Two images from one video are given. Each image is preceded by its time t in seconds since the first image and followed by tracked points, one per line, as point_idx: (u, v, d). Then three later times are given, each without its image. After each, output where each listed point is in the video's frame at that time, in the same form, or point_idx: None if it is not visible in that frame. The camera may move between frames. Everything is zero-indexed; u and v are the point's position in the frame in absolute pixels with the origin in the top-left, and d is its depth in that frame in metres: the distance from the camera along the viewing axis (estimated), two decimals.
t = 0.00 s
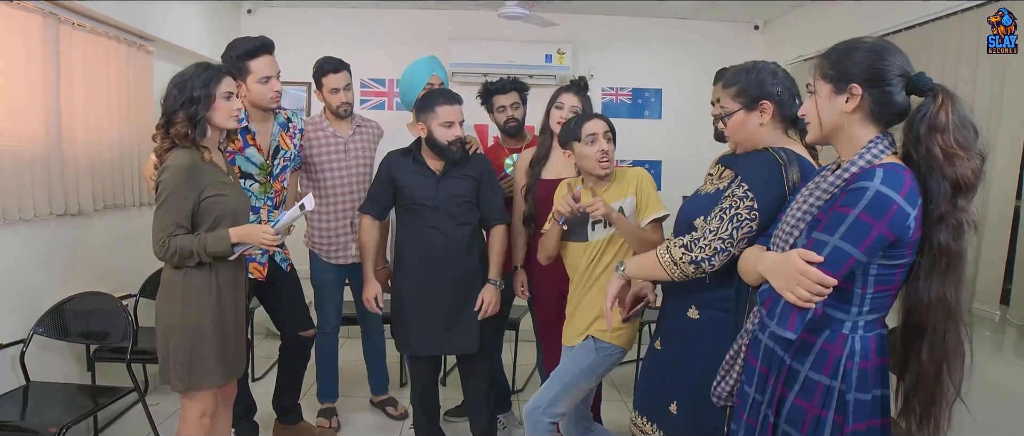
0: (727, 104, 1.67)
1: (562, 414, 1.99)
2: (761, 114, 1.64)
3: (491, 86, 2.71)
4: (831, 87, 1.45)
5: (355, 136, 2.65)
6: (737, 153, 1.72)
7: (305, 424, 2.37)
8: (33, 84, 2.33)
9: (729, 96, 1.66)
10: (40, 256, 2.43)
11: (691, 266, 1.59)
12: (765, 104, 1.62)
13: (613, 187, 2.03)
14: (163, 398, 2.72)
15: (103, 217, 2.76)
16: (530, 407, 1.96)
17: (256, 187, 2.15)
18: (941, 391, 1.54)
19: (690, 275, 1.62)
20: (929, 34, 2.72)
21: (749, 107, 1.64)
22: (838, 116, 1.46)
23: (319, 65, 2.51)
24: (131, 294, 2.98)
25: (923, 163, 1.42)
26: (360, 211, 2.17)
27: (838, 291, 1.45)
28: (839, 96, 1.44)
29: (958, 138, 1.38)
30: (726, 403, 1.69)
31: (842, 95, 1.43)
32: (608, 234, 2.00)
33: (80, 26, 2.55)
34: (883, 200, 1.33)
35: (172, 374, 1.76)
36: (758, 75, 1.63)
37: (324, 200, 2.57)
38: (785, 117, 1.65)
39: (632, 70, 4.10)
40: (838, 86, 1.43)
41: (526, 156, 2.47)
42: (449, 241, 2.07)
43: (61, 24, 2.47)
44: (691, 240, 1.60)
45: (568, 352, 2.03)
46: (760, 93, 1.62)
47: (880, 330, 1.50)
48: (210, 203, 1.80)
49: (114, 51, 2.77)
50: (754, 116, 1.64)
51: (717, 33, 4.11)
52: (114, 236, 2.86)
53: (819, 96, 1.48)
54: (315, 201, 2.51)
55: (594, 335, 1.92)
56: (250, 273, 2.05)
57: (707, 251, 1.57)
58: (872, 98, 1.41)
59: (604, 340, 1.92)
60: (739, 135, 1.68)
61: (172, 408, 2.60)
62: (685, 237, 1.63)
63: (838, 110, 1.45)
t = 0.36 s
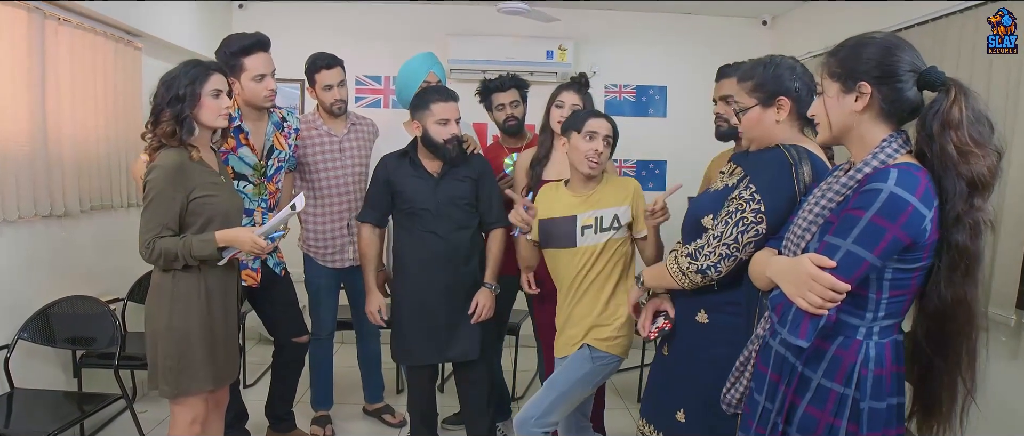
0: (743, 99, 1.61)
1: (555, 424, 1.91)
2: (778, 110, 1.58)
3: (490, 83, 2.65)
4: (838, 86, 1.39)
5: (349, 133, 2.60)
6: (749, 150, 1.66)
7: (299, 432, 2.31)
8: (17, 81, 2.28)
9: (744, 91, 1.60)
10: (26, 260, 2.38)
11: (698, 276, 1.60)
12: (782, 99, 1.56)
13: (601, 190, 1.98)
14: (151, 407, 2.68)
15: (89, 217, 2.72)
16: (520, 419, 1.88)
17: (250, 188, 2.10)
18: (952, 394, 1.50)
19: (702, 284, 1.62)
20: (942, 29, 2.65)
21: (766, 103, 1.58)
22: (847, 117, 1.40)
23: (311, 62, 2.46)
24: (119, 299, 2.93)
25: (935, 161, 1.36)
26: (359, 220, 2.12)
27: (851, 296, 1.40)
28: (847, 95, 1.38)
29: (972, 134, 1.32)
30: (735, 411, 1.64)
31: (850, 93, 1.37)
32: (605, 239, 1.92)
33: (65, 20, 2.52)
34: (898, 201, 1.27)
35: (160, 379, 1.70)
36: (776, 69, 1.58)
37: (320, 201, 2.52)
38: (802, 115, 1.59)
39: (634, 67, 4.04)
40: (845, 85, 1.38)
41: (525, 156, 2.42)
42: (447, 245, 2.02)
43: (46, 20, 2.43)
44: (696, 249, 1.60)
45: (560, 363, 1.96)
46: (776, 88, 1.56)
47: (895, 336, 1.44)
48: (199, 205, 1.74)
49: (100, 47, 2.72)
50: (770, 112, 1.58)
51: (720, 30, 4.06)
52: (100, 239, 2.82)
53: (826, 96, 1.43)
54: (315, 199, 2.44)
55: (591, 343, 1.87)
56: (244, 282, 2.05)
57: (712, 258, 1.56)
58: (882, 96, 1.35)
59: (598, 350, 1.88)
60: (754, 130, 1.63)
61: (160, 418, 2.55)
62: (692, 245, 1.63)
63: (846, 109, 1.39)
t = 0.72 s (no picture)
0: (757, 97, 1.56)
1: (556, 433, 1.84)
2: (793, 110, 1.53)
3: (488, 81, 2.61)
4: (854, 84, 1.34)
5: (343, 133, 2.53)
6: (763, 151, 1.60)
7: None
8: None
9: (760, 88, 1.55)
10: (12, 261, 2.33)
11: (712, 283, 1.57)
12: (798, 98, 1.51)
13: (597, 189, 1.92)
14: (139, 415, 2.63)
15: (76, 219, 2.67)
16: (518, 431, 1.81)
17: (243, 188, 2.04)
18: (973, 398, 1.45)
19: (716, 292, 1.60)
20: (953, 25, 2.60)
21: (781, 102, 1.52)
22: (865, 116, 1.34)
23: (304, 61, 2.40)
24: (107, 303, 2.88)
25: (954, 158, 1.31)
26: (358, 223, 2.06)
27: (865, 300, 1.34)
28: (864, 94, 1.33)
29: (995, 130, 1.28)
30: (744, 420, 1.58)
31: (867, 92, 1.32)
32: (603, 239, 1.86)
33: (51, 16, 2.48)
34: (915, 201, 1.22)
35: (149, 385, 1.64)
36: (794, 67, 1.53)
37: (315, 203, 2.46)
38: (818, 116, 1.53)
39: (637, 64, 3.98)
40: (862, 83, 1.32)
41: (525, 156, 2.36)
42: (446, 248, 1.96)
43: (31, 17, 2.38)
44: (707, 255, 1.57)
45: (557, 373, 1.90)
46: (792, 87, 1.51)
47: (912, 343, 1.38)
48: (189, 206, 1.68)
49: (87, 43, 2.67)
50: (785, 112, 1.53)
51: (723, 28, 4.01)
52: (87, 241, 2.77)
53: (842, 95, 1.37)
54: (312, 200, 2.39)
55: (586, 351, 1.82)
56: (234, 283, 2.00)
57: (725, 264, 1.53)
58: (898, 94, 1.30)
59: (595, 357, 1.82)
60: (768, 130, 1.57)
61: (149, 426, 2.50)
62: (703, 251, 1.60)
63: (864, 109, 1.33)
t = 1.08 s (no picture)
0: (773, 97, 1.51)
1: None
2: (809, 111, 1.49)
3: (488, 78, 2.56)
4: (868, 82, 1.28)
5: (340, 133, 2.48)
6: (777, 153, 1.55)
7: None
8: None
9: (775, 88, 1.51)
10: None
11: (723, 286, 1.53)
12: (815, 99, 1.47)
13: (603, 189, 1.86)
14: (128, 422, 2.59)
15: (63, 220, 2.63)
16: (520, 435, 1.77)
17: (233, 186, 1.99)
18: (992, 408, 1.39)
19: (727, 295, 1.56)
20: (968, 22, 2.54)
21: (797, 102, 1.48)
22: (880, 115, 1.29)
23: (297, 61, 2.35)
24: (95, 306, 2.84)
25: (969, 157, 1.26)
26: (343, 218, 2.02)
27: (876, 303, 1.30)
28: (877, 93, 1.27)
29: (1012, 128, 1.23)
30: (753, 428, 1.53)
31: (880, 90, 1.26)
32: (607, 242, 1.81)
33: (38, 11, 2.44)
34: (927, 200, 1.17)
35: (138, 392, 1.59)
36: (813, 67, 1.48)
37: (310, 205, 2.41)
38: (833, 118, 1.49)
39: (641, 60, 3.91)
40: (875, 82, 1.27)
41: (526, 157, 2.31)
42: (446, 251, 1.91)
43: (17, 12, 2.34)
44: (717, 257, 1.54)
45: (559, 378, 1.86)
46: (810, 87, 1.46)
47: (926, 349, 1.33)
48: (181, 206, 1.63)
49: (75, 39, 2.63)
50: (802, 112, 1.49)
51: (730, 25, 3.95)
52: (74, 243, 2.72)
53: (855, 94, 1.32)
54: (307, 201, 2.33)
55: (586, 357, 1.77)
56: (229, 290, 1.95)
57: (735, 266, 1.49)
58: (913, 92, 1.24)
59: (596, 363, 1.78)
60: (782, 132, 1.53)
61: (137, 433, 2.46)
62: (713, 254, 1.56)
63: (877, 108, 1.28)
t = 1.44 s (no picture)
0: (787, 96, 1.47)
1: None
2: (825, 110, 1.44)
3: (488, 74, 2.50)
4: (875, 81, 1.24)
5: (337, 133, 2.44)
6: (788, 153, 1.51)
7: None
8: None
9: (789, 86, 1.46)
10: None
11: (730, 289, 1.49)
12: (830, 97, 1.42)
13: (613, 184, 1.78)
14: (116, 429, 2.56)
15: (50, 222, 2.60)
16: None
17: (221, 186, 1.94)
18: (1005, 414, 1.34)
19: (734, 299, 1.52)
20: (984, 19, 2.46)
21: (812, 100, 1.44)
22: (888, 114, 1.24)
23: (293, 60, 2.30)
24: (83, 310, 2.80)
25: (981, 156, 1.21)
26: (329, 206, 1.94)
27: (884, 307, 1.26)
28: (884, 91, 1.23)
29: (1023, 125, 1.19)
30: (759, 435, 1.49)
31: (887, 89, 1.22)
32: (610, 237, 1.74)
33: (25, 7, 2.41)
34: (936, 203, 1.13)
35: (128, 399, 1.54)
36: (827, 66, 1.45)
37: (306, 206, 2.37)
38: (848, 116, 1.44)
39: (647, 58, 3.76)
40: (882, 79, 1.22)
41: (527, 157, 2.26)
42: (443, 254, 1.86)
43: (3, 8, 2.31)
44: (724, 259, 1.49)
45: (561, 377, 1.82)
46: (825, 85, 1.42)
47: (936, 355, 1.28)
48: (172, 207, 1.58)
49: (62, 36, 2.60)
50: (817, 111, 1.45)
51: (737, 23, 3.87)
52: (61, 245, 2.69)
53: (862, 92, 1.27)
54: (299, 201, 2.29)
55: (586, 356, 1.73)
56: (223, 295, 1.91)
57: (742, 268, 1.45)
58: (921, 90, 1.19)
59: (595, 362, 1.73)
60: (796, 132, 1.48)
61: None
62: (720, 255, 1.52)
63: (885, 106, 1.23)
